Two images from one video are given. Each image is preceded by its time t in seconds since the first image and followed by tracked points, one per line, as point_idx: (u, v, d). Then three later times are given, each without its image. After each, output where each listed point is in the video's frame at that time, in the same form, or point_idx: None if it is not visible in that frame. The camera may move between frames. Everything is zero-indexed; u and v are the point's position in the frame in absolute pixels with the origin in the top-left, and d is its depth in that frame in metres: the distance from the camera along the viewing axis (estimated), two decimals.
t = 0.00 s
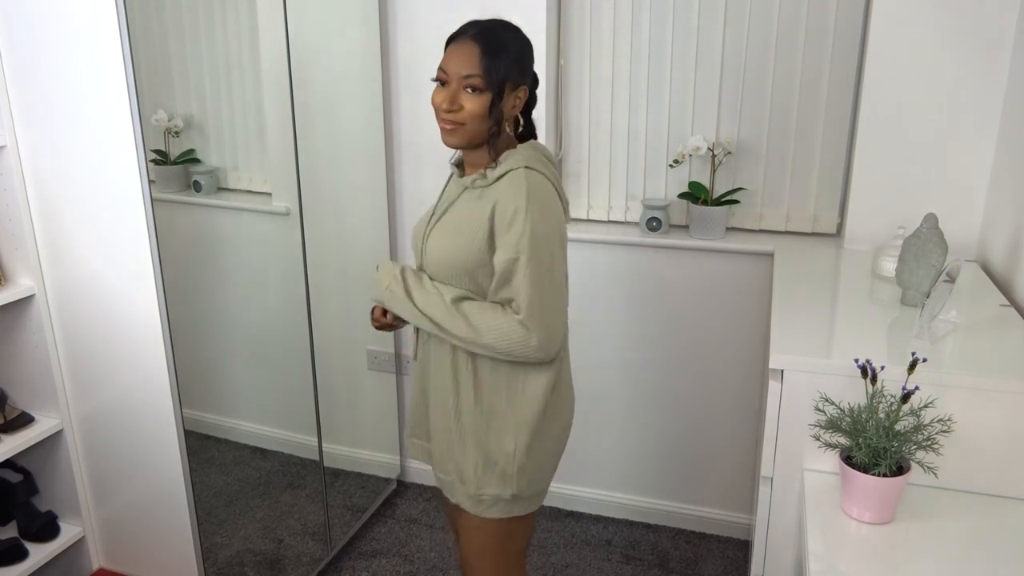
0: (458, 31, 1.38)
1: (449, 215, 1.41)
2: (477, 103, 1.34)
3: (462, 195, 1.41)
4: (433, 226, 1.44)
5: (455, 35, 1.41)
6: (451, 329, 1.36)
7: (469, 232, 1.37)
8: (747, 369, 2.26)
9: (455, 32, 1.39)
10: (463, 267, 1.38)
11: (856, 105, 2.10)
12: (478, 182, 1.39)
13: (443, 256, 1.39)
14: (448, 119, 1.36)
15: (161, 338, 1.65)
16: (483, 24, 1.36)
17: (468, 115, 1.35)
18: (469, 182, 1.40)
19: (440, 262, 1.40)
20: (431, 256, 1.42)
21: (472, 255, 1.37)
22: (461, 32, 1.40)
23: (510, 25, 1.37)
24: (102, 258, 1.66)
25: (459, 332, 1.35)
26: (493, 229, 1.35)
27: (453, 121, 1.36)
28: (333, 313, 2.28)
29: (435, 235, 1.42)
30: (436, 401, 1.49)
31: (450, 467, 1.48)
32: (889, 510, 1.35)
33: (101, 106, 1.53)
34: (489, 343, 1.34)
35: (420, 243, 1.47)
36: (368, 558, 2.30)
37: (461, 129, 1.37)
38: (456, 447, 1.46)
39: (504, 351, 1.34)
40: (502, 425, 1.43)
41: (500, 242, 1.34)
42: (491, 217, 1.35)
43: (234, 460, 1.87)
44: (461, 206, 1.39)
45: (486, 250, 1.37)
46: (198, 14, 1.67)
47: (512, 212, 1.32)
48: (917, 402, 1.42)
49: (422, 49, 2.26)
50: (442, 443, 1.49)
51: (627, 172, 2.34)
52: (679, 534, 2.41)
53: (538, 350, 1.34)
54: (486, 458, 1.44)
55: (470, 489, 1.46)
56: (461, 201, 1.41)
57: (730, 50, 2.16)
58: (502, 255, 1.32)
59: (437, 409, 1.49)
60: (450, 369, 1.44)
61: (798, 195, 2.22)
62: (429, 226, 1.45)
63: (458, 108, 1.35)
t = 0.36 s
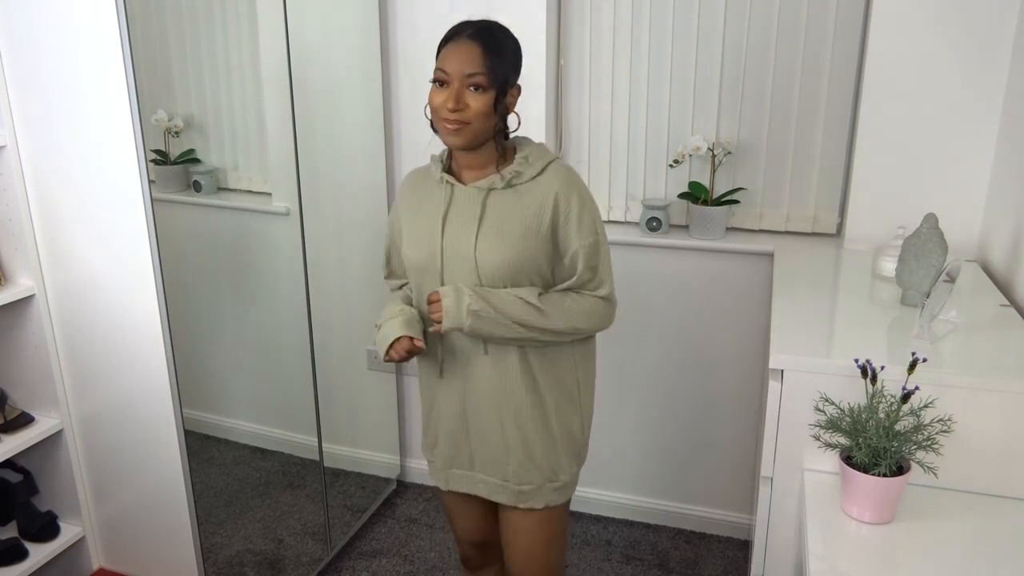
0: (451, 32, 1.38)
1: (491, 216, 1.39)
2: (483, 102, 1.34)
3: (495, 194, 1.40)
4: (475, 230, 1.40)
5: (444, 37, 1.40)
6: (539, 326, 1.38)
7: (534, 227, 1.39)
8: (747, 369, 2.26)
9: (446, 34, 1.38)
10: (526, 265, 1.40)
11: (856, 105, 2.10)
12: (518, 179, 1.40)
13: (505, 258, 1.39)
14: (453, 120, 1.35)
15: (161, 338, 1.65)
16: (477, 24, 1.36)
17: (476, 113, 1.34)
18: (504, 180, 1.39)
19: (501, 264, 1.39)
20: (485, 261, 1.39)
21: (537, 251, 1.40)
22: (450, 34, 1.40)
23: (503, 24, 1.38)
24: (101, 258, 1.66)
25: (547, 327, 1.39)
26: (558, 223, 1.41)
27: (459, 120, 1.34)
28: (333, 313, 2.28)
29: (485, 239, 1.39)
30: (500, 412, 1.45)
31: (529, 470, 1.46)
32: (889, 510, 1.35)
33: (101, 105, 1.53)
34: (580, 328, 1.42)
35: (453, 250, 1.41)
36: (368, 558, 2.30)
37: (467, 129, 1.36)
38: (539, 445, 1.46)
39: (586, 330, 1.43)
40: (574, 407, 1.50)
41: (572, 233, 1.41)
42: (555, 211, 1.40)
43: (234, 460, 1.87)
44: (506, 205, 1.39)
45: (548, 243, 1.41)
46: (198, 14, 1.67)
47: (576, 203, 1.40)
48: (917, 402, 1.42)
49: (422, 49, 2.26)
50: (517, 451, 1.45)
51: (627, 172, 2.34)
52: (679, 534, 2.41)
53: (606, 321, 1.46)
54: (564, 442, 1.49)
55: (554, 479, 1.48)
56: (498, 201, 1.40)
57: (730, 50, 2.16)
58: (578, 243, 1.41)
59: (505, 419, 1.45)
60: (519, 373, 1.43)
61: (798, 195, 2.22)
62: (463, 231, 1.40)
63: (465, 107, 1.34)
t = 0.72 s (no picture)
0: (472, 29, 1.39)
1: (540, 214, 1.43)
2: (511, 97, 1.35)
3: (537, 192, 1.44)
4: (528, 226, 1.41)
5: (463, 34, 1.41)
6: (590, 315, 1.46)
7: (580, 220, 1.46)
8: (747, 369, 2.26)
9: (467, 31, 1.39)
10: (574, 258, 1.46)
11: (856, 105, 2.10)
12: (557, 176, 1.45)
13: (560, 253, 1.43)
14: (481, 116, 1.36)
15: (161, 338, 1.65)
16: (500, 20, 1.37)
17: (504, 109, 1.35)
18: (547, 177, 1.43)
19: (556, 260, 1.43)
20: (542, 259, 1.42)
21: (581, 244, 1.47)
22: (469, 31, 1.41)
23: (523, 21, 1.40)
24: (101, 258, 1.66)
25: (596, 314, 1.47)
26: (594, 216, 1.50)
27: (488, 115, 1.35)
28: (334, 313, 2.28)
29: (540, 237, 1.42)
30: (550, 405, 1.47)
31: (577, 459, 1.49)
32: (889, 510, 1.35)
33: (101, 106, 1.53)
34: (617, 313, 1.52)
35: (506, 251, 1.41)
36: (368, 558, 2.30)
37: (495, 124, 1.37)
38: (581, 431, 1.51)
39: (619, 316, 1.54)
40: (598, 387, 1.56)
41: (605, 226, 1.52)
42: (591, 205, 1.49)
43: (234, 460, 1.87)
44: (551, 202, 1.44)
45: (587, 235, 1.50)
46: (198, 15, 1.67)
47: (606, 196, 1.51)
48: (917, 402, 1.42)
49: (422, 49, 2.26)
50: (568, 442, 1.48)
51: (627, 173, 2.34)
52: (679, 534, 2.41)
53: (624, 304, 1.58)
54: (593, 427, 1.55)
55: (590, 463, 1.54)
56: (543, 199, 1.43)
57: (730, 50, 2.16)
58: (609, 234, 1.52)
59: (542, 416, 1.47)
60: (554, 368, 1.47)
61: (798, 196, 2.22)
62: (515, 231, 1.41)
63: (494, 103, 1.35)
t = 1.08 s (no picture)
0: (502, 27, 1.39)
1: (564, 216, 1.43)
2: (539, 95, 1.35)
3: (562, 194, 1.44)
4: (552, 229, 1.41)
5: (492, 33, 1.41)
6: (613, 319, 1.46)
7: (604, 223, 1.46)
8: (747, 369, 2.26)
9: (495, 30, 1.39)
10: (596, 261, 1.46)
11: (856, 105, 2.10)
12: (583, 179, 1.45)
13: (583, 256, 1.43)
14: (509, 114, 1.35)
15: (162, 338, 1.65)
16: (529, 18, 1.37)
17: (531, 107, 1.35)
18: (574, 180, 1.43)
19: (579, 263, 1.43)
20: (565, 260, 1.42)
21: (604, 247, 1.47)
22: (498, 30, 1.41)
23: (552, 21, 1.40)
24: (102, 258, 1.66)
25: (618, 317, 1.47)
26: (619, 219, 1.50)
27: (516, 114, 1.35)
28: (334, 313, 2.28)
29: (564, 239, 1.42)
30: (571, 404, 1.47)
31: (597, 458, 1.50)
32: (889, 510, 1.35)
33: (101, 106, 1.53)
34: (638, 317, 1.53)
35: (529, 251, 1.41)
36: (368, 558, 2.30)
37: (523, 123, 1.36)
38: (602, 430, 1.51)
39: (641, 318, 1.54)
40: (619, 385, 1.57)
41: (630, 229, 1.52)
42: (616, 208, 1.49)
43: (234, 460, 1.87)
44: (576, 205, 1.44)
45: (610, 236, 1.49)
46: (198, 15, 1.67)
47: (632, 200, 1.51)
48: (917, 402, 1.42)
49: (422, 49, 2.26)
50: (589, 442, 1.49)
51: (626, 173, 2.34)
52: (679, 534, 2.41)
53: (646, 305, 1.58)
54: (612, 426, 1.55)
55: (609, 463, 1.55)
56: (568, 201, 1.43)
57: (731, 50, 2.16)
58: (633, 238, 1.53)
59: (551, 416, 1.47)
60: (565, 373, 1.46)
61: (798, 196, 2.22)
62: (539, 231, 1.41)
63: (522, 101, 1.34)
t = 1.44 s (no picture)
0: (523, 26, 1.38)
1: (578, 221, 1.41)
2: (560, 96, 1.34)
3: (579, 200, 1.42)
4: (565, 234, 1.40)
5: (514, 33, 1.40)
6: (626, 333, 1.44)
7: (621, 231, 1.44)
8: (747, 369, 2.26)
9: (516, 29, 1.39)
10: (611, 268, 1.44)
11: (856, 105, 2.10)
12: (603, 184, 1.43)
13: (596, 262, 1.41)
14: (530, 115, 1.35)
15: (162, 337, 1.65)
16: (550, 18, 1.36)
17: (552, 108, 1.34)
18: (593, 185, 1.41)
19: (592, 269, 1.41)
20: (575, 267, 1.40)
21: (621, 255, 1.45)
22: (519, 29, 1.40)
23: (573, 19, 1.39)
24: (102, 258, 1.66)
25: (632, 331, 1.45)
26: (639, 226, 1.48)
27: (536, 115, 1.34)
28: (334, 313, 2.28)
29: (577, 244, 1.41)
30: (573, 408, 1.46)
31: (598, 465, 1.49)
32: (889, 510, 1.35)
33: (101, 107, 1.53)
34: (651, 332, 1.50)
35: (542, 254, 1.41)
36: (368, 558, 2.30)
37: (544, 124, 1.36)
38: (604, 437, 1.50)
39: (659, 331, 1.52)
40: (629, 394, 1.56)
41: (651, 239, 1.50)
42: (635, 216, 1.46)
43: (234, 460, 1.87)
44: (593, 210, 1.42)
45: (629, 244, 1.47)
46: (198, 15, 1.68)
47: (654, 208, 1.49)
48: (917, 402, 1.42)
49: (422, 50, 2.26)
50: (591, 449, 1.48)
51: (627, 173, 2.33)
52: (679, 534, 2.41)
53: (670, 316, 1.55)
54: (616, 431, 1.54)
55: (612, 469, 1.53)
56: (586, 205, 1.42)
57: (730, 50, 2.16)
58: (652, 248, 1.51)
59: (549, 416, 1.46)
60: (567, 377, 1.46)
61: (798, 195, 2.22)
62: (552, 235, 1.40)
63: (542, 102, 1.34)
